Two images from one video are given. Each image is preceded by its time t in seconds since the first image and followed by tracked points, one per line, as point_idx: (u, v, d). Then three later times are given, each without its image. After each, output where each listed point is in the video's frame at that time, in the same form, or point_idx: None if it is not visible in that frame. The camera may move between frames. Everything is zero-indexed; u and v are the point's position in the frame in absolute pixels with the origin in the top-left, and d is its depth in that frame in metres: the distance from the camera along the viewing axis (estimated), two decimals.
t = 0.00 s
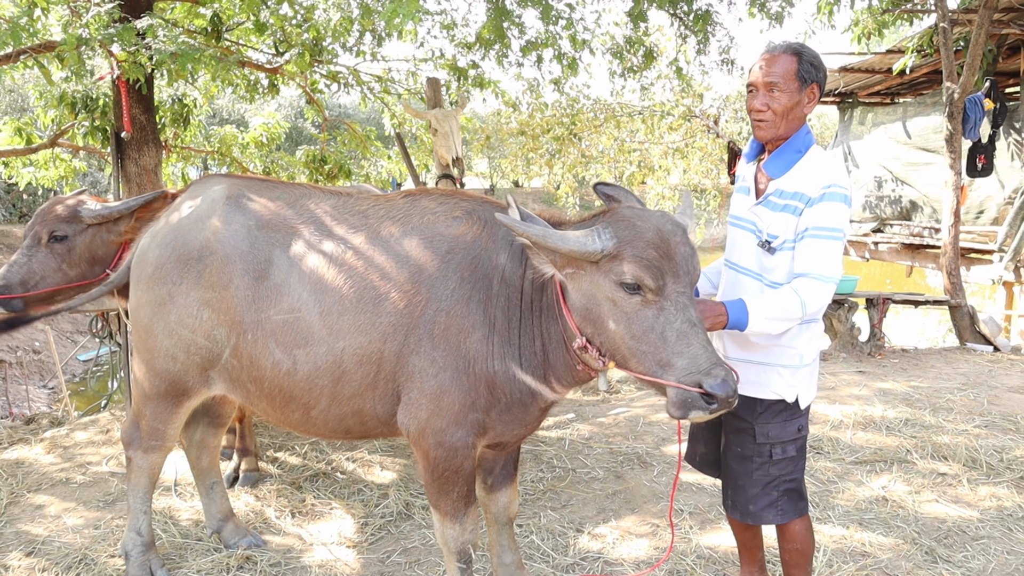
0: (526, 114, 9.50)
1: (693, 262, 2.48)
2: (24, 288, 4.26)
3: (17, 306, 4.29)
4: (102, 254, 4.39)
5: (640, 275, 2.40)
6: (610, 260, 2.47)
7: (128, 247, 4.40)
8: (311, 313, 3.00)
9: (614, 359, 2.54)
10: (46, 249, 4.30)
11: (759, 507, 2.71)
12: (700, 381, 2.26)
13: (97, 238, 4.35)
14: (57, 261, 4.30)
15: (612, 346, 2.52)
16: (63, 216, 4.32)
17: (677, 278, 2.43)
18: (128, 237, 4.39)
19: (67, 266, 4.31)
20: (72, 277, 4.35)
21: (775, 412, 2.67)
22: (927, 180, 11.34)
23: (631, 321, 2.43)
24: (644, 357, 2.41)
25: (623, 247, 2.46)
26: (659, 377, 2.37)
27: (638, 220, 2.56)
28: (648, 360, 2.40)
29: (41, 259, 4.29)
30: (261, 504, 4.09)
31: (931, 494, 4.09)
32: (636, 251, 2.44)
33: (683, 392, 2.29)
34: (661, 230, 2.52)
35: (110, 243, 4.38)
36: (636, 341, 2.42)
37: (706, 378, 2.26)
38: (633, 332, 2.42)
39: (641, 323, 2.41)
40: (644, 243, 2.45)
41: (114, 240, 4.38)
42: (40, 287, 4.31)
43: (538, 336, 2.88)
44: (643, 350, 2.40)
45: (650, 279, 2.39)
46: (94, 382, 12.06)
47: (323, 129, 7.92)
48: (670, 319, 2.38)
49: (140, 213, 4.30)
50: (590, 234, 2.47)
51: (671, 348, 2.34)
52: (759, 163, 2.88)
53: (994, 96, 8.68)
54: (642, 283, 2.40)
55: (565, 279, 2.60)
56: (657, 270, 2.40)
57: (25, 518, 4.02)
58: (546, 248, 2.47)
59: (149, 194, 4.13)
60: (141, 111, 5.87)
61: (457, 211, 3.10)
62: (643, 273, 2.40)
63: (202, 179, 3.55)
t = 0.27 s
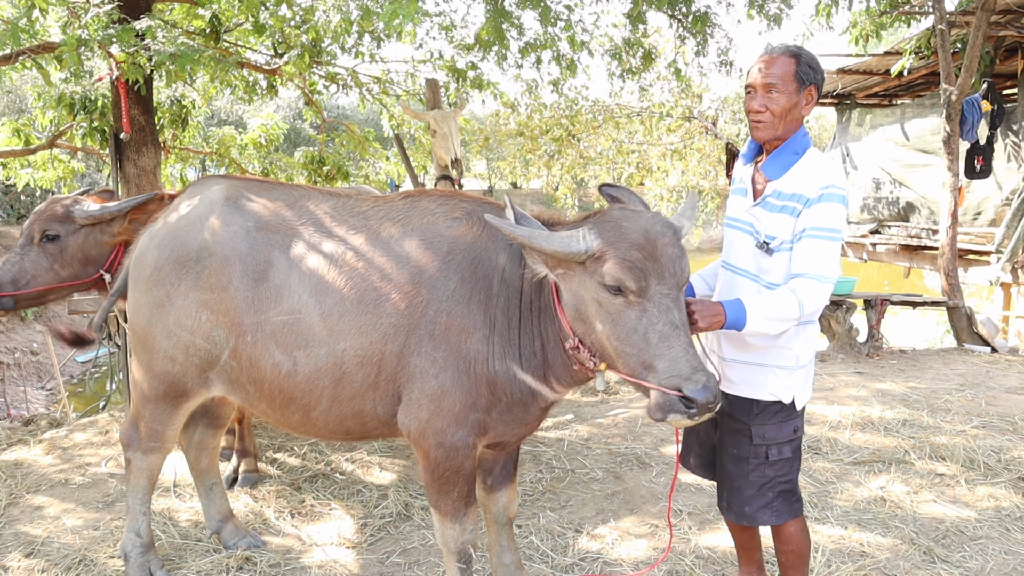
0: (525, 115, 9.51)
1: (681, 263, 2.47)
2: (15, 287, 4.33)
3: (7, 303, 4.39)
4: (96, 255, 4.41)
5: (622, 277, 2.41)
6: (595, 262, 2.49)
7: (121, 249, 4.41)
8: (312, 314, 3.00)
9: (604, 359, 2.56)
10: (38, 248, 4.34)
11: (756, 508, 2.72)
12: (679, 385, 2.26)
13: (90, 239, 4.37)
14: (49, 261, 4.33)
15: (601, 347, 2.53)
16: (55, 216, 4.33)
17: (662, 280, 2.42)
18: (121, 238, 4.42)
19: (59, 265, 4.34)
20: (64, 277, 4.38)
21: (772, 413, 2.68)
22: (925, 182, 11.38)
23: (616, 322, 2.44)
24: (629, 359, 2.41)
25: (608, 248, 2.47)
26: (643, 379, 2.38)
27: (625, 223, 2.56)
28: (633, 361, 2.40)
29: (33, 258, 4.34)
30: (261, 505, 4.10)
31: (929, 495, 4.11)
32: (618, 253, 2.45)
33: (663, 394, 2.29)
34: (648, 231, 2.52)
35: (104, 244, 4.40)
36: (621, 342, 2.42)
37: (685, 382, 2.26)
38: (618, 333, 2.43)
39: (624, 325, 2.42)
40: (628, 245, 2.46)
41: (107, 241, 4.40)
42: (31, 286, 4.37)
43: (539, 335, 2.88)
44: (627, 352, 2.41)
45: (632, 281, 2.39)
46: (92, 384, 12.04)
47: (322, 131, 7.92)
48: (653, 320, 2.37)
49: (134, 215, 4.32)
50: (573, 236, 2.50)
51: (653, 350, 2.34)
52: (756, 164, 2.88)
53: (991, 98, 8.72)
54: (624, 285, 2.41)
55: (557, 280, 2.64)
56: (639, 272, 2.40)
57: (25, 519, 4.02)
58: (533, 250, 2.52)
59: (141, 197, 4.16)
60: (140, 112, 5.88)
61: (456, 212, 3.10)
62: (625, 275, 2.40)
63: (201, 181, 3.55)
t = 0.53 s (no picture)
0: (524, 117, 9.52)
1: (651, 251, 2.46)
2: (5, 286, 4.29)
3: None
4: (87, 256, 4.33)
5: (593, 276, 2.43)
6: (567, 268, 2.51)
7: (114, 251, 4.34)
8: (313, 315, 3.01)
9: (605, 358, 2.55)
10: (30, 247, 4.30)
11: (754, 510, 2.72)
12: (666, 368, 2.23)
13: (83, 240, 4.31)
14: (40, 261, 4.28)
15: (598, 347, 2.52)
16: (48, 216, 4.29)
17: (632, 271, 2.42)
18: (113, 240, 4.33)
19: (51, 265, 4.28)
20: (55, 277, 4.31)
21: (769, 415, 2.69)
22: (924, 184, 11.41)
23: (601, 321, 2.44)
24: (623, 355, 2.40)
25: (574, 253, 2.49)
26: (641, 372, 2.36)
27: (591, 223, 2.58)
28: (626, 357, 2.39)
29: (24, 257, 4.29)
30: (261, 506, 4.10)
31: (929, 495, 4.11)
32: (584, 255, 2.47)
33: (657, 382, 2.27)
34: (614, 227, 2.53)
35: (96, 246, 4.33)
36: (611, 341, 2.42)
37: (671, 363, 2.23)
38: (606, 332, 2.43)
39: (608, 322, 2.42)
40: (592, 246, 2.48)
41: (100, 243, 4.33)
42: (22, 285, 4.33)
43: (539, 338, 2.89)
44: (620, 348, 2.40)
45: (603, 278, 2.42)
46: (92, 385, 12.04)
47: (321, 132, 7.93)
48: (632, 313, 2.37)
49: (126, 216, 4.25)
50: (541, 247, 2.51)
51: (639, 341, 2.33)
52: (756, 166, 2.88)
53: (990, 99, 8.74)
54: (596, 284, 2.43)
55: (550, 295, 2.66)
56: (608, 269, 2.42)
57: (25, 520, 4.02)
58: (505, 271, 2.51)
59: (134, 198, 4.13)
60: (139, 113, 5.88)
61: (456, 213, 3.11)
62: (595, 274, 2.42)
63: (201, 182, 3.55)
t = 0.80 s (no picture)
0: (522, 118, 9.53)
1: (638, 240, 2.48)
2: None
3: None
4: (77, 255, 4.30)
5: (581, 270, 2.43)
6: (556, 266, 2.50)
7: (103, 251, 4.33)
8: (312, 315, 3.01)
9: (602, 354, 2.52)
10: (20, 243, 4.27)
11: (753, 511, 2.72)
12: (664, 353, 2.22)
13: (73, 238, 4.29)
14: (30, 257, 4.25)
15: (595, 343, 2.50)
16: (39, 213, 4.26)
17: (621, 261, 2.43)
18: (102, 240, 4.32)
19: (40, 262, 4.26)
20: (43, 274, 4.29)
21: (768, 415, 2.70)
22: (921, 184, 11.47)
23: (594, 315, 2.43)
24: (619, 347, 2.38)
25: (561, 248, 2.49)
26: (637, 361, 2.33)
27: (575, 220, 2.59)
28: (623, 348, 2.37)
29: (14, 253, 4.26)
30: (260, 507, 4.09)
31: (926, 494, 4.12)
32: (570, 248, 2.48)
33: (652, 368, 2.25)
34: (599, 220, 2.55)
35: (86, 245, 4.31)
36: (606, 333, 2.41)
37: (668, 348, 2.21)
38: (599, 326, 2.42)
39: (600, 316, 2.42)
40: (578, 239, 2.49)
41: (89, 242, 4.31)
42: (11, 280, 4.28)
43: (535, 339, 2.88)
44: (614, 340, 2.39)
45: (591, 270, 2.42)
46: (89, 387, 12.02)
47: (319, 134, 7.93)
48: (623, 303, 2.37)
49: (115, 216, 4.30)
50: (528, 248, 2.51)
51: (633, 331, 2.33)
52: (751, 166, 2.89)
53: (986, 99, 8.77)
54: (584, 277, 2.43)
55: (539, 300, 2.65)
56: (596, 260, 2.43)
57: (23, 522, 4.01)
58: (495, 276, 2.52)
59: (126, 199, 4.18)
60: (137, 114, 5.87)
61: (454, 213, 3.11)
62: (582, 267, 2.43)
63: (200, 183, 3.55)
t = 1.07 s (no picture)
0: (521, 118, 9.54)
1: (649, 256, 2.50)
2: None
3: None
4: (69, 254, 4.26)
5: (593, 283, 2.41)
6: (564, 274, 2.47)
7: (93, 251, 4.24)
8: (311, 315, 3.01)
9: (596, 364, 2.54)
10: (14, 241, 4.25)
11: (757, 510, 2.73)
12: (676, 376, 2.27)
13: (65, 237, 4.25)
14: (23, 256, 4.23)
15: (591, 353, 2.51)
16: (34, 212, 4.24)
17: (633, 277, 2.43)
18: (92, 241, 4.22)
19: (32, 261, 4.23)
20: (37, 272, 4.26)
21: (771, 414, 2.70)
22: (920, 185, 11.48)
23: (599, 328, 2.44)
24: (621, 361, 2.40)
25: (572, 258, 2.46)
26: (639, 377, 2.36)
27: (585, 227, 2.56)
28: (624, 363, 2.39)
29: (8, 251, 4.24)
30: (260, 508, 4.09)
31: (926, 494, 4.13)
32: (584, 259, 2.45)
33: (662, 388, 2.30)
34: (611, 231, 2.53)
35: (77, 245, 4.25)
36: (609, 347, 2.42)
37: (681, 371, 2.27)
38: (603, 339, 2.43)
39: (607, 329, 2.42)
40: (592, 249, 2.46)
41: (80, 242, 4.24)
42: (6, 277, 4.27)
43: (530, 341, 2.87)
44: (617, 354, 2.40)
45: (604, 284, 2.40)
46: (89, 389, 12.02)
47: (318, 134, 7.94)
48: (634, 319, 2.37)
49: (105, 216, 4.19)
50: (537, 253, 2.46)
51: (642, 348, 2.34)
52: (748, 166, 2.89)
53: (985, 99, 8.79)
54: (597, 290, 2.41)
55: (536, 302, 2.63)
56: (609, 274, 2.42)
57: (24, 523, 4.02)
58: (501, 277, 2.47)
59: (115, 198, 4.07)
60: (137, 116, 5.88)
61: (454, 213, 3.11)
62: (596, 280, 2.41)
63: (202, 184, 3.56)
